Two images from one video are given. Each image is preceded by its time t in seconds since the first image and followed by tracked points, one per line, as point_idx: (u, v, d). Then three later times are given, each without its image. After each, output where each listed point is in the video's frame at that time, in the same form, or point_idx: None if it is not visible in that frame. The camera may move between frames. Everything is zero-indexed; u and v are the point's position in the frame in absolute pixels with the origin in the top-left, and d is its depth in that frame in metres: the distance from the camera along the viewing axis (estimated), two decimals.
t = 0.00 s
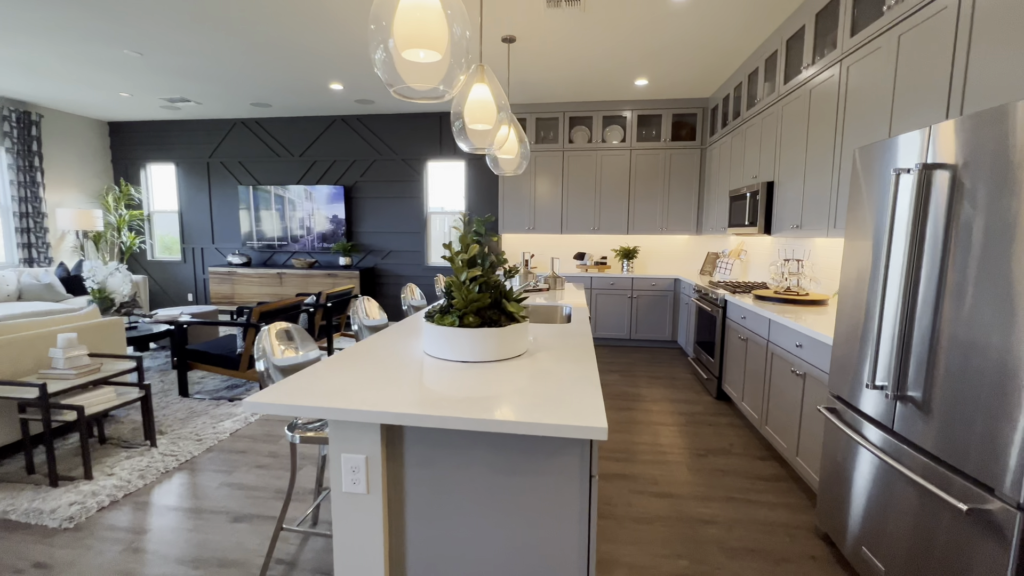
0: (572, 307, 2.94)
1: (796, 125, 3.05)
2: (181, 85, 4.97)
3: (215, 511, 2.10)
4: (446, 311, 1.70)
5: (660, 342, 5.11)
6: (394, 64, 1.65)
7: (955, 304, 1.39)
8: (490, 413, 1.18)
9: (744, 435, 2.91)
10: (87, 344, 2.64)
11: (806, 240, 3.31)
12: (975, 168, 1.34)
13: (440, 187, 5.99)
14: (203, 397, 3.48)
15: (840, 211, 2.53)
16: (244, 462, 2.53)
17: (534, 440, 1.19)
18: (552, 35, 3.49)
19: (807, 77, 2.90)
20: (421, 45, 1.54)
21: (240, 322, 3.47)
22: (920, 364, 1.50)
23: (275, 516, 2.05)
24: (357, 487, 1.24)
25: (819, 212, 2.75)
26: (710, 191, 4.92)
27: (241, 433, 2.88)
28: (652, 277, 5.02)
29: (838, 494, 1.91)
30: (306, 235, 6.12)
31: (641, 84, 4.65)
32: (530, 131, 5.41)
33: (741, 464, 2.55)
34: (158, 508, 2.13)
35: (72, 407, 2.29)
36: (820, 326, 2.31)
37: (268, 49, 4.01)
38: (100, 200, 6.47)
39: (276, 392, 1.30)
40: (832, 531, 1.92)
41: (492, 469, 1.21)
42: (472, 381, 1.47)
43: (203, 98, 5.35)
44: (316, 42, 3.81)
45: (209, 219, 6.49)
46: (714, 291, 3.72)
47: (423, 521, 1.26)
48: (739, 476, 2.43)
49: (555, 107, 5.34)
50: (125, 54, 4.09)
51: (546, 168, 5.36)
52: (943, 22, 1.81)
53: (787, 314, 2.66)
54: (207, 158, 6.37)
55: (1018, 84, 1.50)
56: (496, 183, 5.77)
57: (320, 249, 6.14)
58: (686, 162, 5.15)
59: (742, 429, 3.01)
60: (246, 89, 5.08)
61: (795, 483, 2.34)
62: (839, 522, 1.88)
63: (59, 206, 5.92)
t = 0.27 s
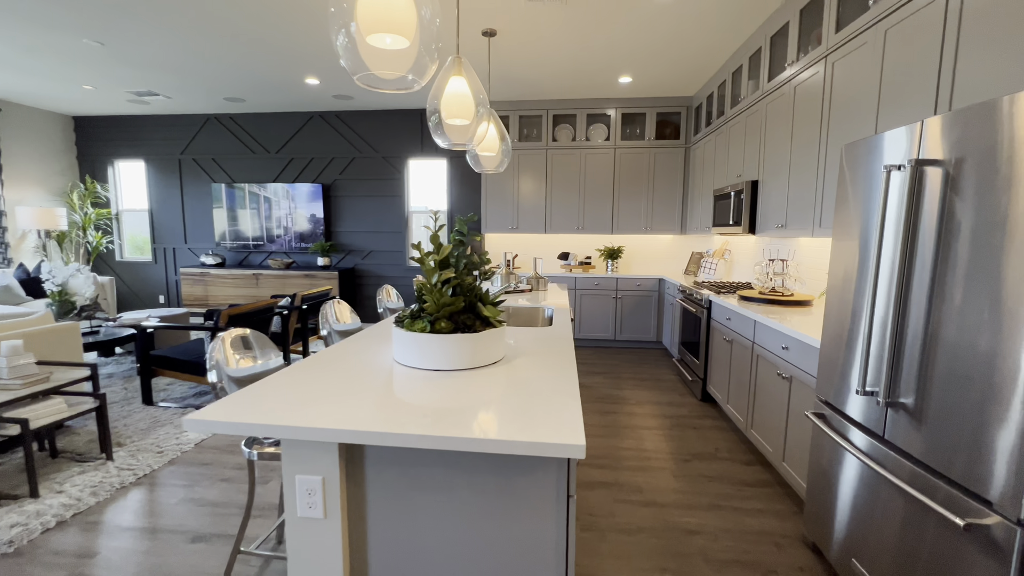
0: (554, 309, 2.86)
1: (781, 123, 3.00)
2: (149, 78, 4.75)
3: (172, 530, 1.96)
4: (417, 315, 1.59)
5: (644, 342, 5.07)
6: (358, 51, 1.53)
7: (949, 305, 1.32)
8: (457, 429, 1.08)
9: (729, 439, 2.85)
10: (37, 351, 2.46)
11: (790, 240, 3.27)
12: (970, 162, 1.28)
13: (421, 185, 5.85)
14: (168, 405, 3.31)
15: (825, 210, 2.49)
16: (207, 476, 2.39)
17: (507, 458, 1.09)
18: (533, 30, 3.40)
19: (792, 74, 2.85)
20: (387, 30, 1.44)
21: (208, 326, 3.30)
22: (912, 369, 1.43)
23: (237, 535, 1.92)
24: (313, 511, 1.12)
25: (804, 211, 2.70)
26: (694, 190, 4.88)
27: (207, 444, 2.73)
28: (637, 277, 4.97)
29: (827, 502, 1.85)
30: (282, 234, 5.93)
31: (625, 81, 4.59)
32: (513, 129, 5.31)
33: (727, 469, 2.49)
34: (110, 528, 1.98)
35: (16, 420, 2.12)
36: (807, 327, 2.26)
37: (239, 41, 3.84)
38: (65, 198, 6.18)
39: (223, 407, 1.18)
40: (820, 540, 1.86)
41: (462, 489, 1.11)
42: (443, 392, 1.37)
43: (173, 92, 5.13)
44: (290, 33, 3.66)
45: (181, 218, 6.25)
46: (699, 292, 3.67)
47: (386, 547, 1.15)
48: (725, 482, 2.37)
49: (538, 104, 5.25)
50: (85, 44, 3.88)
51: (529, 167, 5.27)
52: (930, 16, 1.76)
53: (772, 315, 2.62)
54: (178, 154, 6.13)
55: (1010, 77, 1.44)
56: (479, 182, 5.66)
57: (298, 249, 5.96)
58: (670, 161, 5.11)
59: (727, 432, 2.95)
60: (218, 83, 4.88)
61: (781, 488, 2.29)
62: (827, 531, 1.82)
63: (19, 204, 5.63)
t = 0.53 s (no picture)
0: (535, 309, 2.77)
1: (765, 120, 2.95)
2: (114, 70, 4.54)
3: (122, 551, 1.82)
4: (383, 318, 1.48)
5: (629, 343, 5.01)
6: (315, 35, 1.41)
7: (942, 305, 1.25)
8: (416, 445, 0.97)
9: (714, 442, 2.79)
10: None
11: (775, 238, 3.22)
12: (963, 154, 1.20)
13: (402, 183, 5.71)
14: (130, 413, 3.13)
15: (811, 207, 2.43)
16: (166, 490, 2.24)
17: (474, 476, 0.99)
18: (514, 22, 3.30)
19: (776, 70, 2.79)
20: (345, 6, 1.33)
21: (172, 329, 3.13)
22: (904, 373, 1.36)
23: (193, 555, 1.79)
24: (259, 538, 1.01)
25: (789, 209, 2.64)
26: (679, 188, 4.84)
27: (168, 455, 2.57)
28: (621, 276, 4.91)
29: (814, 510, 1.78)
30: (258, 233, 5.74)
31: (609, 78, 4.52)
32: (495, 126, 5.21)
33: (712, 474, 2.43)
34: (53, 550, 1.83)
35: None
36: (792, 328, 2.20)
37: (208, 30, 3.67)
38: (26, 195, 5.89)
39: (156, 425, 1.05)
40: (808, 549, 1.79)
41: (424, 510, 1.01)
42: (407, 401, 1.26)
43: (141, 84, 4.92)
44: (260, 23, 3.50)
45: (151, 217, 6.02)
46: (683, 291, 3.62)
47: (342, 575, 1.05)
48: (710, 487, 2.31)
49: (521, 101, 5.16)
50: (40, 31, 3.67)
51: (512, 165, 5.18)
52: (917, 7, 1.71)
53: (757, 316, 2.56)
54: (148, 150, 5.90)
55: (1002, 67, 1.38)
56: (461, 179, 5.54)
57: (274, 248, 5.77)
58: (654, 159, 5.07)
59: (712, 434, 2.90)
60: (188, 75, 4.69)
61: (767, 493, 2.23)
62: (816, 540, 1.75)
63: None
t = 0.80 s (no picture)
0: (514, 310, 2.66)
1: (750, 115, 2.88)
2: (73, 60, 4.31)
3: None
4: (339, 322, 1.36)
5: (614, 343, 4.93)
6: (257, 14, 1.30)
7: (938, 307, 1.16)
8: (358, 468, 0.85)
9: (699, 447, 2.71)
10: None
11: (760, 237, 3.15)
12: (960, 143, 1.11)
13: (382, 181, 5.55)
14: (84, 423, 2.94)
15: (797, 205, 2.35)
16: (114, 507, 2.08)
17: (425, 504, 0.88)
18: (492, 13, 3.19)
19: (762, 63, 2.72)
20: None
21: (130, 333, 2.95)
22: (897, 379, 1.27)
23: None
24: None
25: (775, 206, 2.56)
26: (663, 186, 4.77)
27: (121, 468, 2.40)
28: (606, 276, 4.83)
29: (801, 521, 1.69)
30: (231, 232, 5.53)
31: (592, 73, 4.43)
32: (477, 122, 5.08)
33: (695, 480, 2.34)
34: None
35: None
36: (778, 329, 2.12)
37: (171, 17, 3.48)
38: None
39: (61, 449, 0.92)
40: (795, 562, 1.71)
41: (369, 542, 0.89)
42: (359, 414, 1.14)
43: (104, 76, 4.69)
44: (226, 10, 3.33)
45: (119, 215, 5.77)
46: (667, 291, 3.54)
47: None
48: (694, 494, 2.22)
49: (504, 97, 5.04)
50: None
51: (495, 162, 5.07)
52: None
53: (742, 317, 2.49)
54: (115, 145, 5.65)
55: (998, 52, 1.30)
56: (443, 177, 5.41)
57: (249, 248, 5.57)
58: (639, 157, 4.99)
59: (696, 439, 2.82)
60: (154, 67, 4.48)
61: (752, 501, 2.15)
62: (803, 554, 1.66)
63: None
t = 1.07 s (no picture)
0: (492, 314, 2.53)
1: (737, 111, 2.78)
2: (30, 50, 4.08)
3: None
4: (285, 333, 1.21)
5: (599, 345, 4.83)
6: None
7: (943, 316, 1.04)
8: (278, 513, 0.72)
9: (685, 455, 2.61)
10: None
11: (747, 237, 3.07)
12: (967, 134, 1.00)
13: (362, 179, 5.38)
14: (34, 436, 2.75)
15: (785, 202, 2.26)
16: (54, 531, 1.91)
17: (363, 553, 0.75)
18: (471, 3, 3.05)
19: (751, 54, 2.60)
20: None
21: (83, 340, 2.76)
22: (894, 392, 1.16)
23: None
24: None
25: (763, 205, 2.47)
26: (649, 185, 4.68)
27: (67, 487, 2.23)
28: (591, 277, 4.73)
29: (791, 540, 1.59)
30: (204, 233, 5.25)
31: (576, 69, 4.32)
32: (459, 118, 4.93)
33: (681, 492, 2.24)
34: None
35: None
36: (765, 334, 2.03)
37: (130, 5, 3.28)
38: None
39: None
40: None
41: None
42: (297, 439, 1.00)
43: (65, 67, 4.46)
44: None
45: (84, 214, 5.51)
46: (652, 293, 3.45)
47: None
48: (679, 508, 2.12)
49: (486, 93, 4.91)
50: None
51: (477, 160, 4.93)
52: None
53: (728, 320, 2.39)
54: (80, 141, 5.40)
55: (1002, 39, 1.20)
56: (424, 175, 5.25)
57: (222, 248, 5.35)
58: (624, 155, 4.90)
59: (681, 446, 2.72)
60: (117, 58, 4.26)
61: (739, 514, 2.05)
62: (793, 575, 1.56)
63: None
